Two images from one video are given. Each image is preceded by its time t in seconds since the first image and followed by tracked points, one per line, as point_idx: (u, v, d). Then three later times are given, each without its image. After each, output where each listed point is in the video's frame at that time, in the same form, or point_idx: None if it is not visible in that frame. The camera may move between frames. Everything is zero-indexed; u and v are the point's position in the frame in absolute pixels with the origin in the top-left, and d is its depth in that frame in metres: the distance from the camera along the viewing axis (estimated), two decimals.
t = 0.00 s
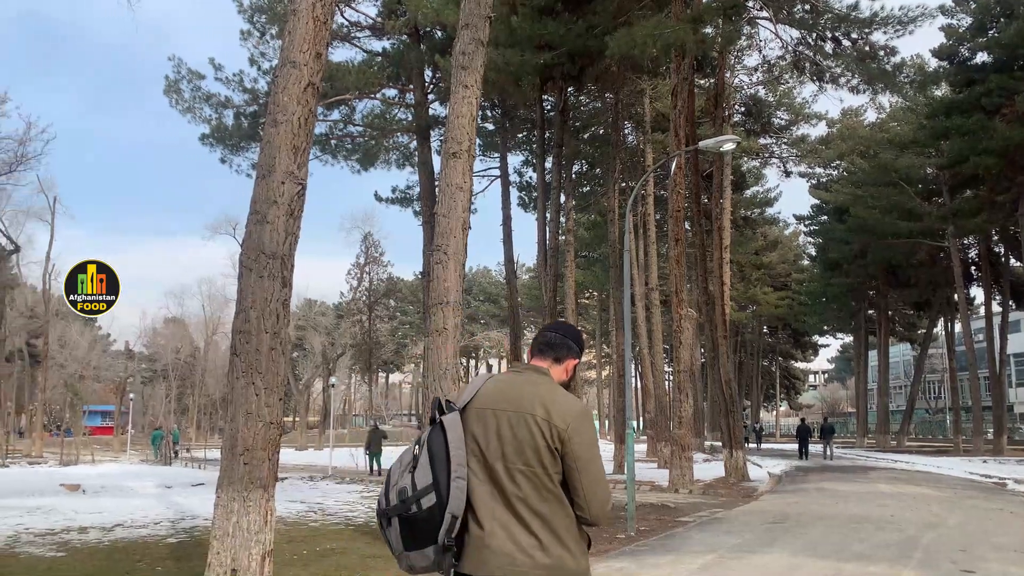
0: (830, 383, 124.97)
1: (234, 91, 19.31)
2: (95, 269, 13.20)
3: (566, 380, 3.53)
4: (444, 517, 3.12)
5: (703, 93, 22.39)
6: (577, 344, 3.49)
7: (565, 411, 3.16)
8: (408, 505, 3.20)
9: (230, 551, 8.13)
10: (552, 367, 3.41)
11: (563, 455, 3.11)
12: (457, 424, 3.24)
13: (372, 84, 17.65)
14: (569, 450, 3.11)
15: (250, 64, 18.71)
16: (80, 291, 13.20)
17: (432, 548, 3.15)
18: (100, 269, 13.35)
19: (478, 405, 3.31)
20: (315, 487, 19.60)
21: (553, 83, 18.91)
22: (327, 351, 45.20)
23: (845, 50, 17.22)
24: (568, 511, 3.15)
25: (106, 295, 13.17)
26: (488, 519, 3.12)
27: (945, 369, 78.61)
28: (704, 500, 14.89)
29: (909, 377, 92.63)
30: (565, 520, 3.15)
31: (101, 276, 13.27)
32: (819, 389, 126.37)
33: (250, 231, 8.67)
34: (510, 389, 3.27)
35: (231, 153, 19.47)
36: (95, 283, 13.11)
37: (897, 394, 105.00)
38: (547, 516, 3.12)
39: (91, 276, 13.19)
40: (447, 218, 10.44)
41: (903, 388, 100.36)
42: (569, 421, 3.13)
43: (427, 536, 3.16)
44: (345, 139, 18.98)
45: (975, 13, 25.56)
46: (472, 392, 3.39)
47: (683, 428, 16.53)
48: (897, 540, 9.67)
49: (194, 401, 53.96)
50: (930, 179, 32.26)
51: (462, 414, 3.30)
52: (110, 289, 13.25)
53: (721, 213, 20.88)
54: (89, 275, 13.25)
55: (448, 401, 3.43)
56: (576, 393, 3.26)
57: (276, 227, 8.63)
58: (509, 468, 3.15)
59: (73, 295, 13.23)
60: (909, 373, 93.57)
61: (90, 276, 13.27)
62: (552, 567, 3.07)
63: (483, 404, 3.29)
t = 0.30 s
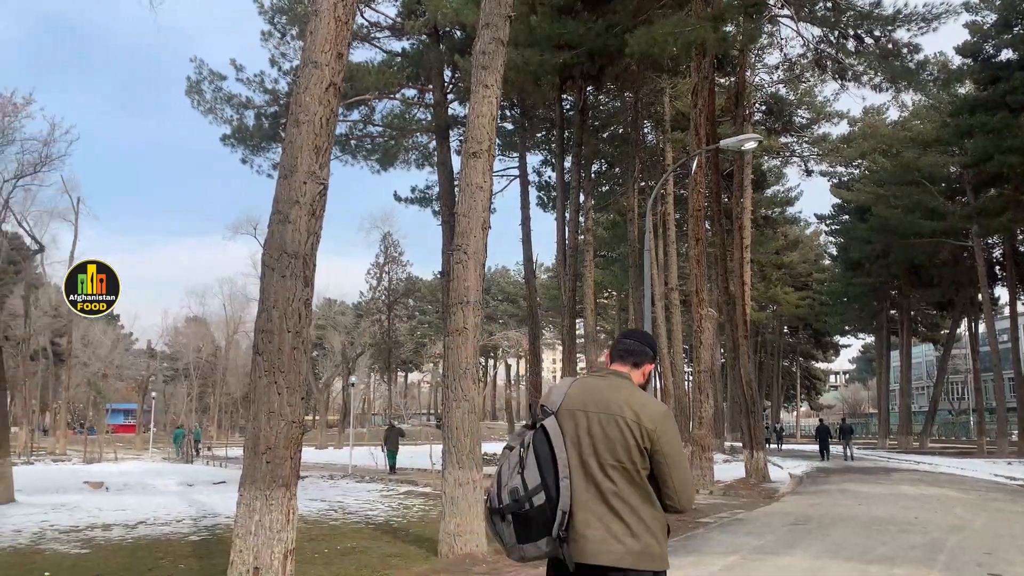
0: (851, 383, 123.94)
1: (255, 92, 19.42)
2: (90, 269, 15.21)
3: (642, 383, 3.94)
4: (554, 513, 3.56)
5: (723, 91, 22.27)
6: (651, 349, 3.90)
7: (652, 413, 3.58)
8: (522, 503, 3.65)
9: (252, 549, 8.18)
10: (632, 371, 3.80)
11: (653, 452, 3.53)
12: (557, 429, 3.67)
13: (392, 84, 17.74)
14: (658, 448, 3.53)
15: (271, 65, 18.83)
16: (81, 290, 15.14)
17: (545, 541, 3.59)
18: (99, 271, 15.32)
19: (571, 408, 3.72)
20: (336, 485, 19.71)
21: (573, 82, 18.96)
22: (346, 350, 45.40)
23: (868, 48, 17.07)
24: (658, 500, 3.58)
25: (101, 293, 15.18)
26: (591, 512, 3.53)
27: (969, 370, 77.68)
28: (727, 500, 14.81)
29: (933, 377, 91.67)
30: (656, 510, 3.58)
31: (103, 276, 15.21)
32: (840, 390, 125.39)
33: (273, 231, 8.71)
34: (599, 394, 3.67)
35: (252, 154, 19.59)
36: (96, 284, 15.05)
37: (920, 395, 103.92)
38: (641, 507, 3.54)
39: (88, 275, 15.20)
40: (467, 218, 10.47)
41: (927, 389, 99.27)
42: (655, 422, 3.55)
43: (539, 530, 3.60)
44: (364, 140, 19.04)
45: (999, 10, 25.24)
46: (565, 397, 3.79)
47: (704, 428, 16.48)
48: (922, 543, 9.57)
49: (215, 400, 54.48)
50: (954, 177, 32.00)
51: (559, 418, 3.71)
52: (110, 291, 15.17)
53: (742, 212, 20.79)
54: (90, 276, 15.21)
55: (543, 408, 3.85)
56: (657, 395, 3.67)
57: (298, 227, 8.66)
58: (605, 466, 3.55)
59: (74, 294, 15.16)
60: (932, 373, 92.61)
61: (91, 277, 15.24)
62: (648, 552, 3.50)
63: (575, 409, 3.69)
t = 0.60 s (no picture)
0: (872, 386, 123.05)
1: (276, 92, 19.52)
2: (92, 267, 15.55)
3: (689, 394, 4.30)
4: (627, 514, 3.80)
5: (744, 91, 22.16)
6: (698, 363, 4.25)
7: (709, 421, 3.91)
8: (595, 505, 3.85)
9: (274, 547, 8.21)
10: (684, 384, 4.15)
11: (710, 457, 3.86)
12: (625, 436, 3.95)
13: (412, 83, 17.82)
14: (717, 452, 3.86)
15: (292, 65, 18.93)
16: (81, 291, 15.45)
17: (617, 540, 3.80)
18: (99, 270, 15.59)
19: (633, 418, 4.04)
20: (356, 484, 19.77)
21: (594, 82, 19.04)
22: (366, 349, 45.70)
23: (892, 47, 16.96)
24: (712, 501, 3.90)
25: (106, 295, 15.53)
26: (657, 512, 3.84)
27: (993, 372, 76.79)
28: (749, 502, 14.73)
29: (956, 380, 90.74)
30: (712, 509, 3.90)
31: (102, 277, 15.50)
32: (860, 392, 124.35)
33: (295, 231, 8.75)
34: (659, 405, 3.99)
35: (273, 154, 19.70)
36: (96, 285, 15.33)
37: (943, 397, 102.96)
38: (700, 507, 3.85)
39: (90, 274, 15.49)
40: (488, 218, 10.50)
41: (950, 391, 98.22)
42: (712, 429, 3.89)
43: (612, 531, 3.81)
44: (384, 139, 19.10)
45: None
46: (625, 409, 4.11)
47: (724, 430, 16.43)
48: (947, 548, 9.46)
49: (235, 398, 54.95)
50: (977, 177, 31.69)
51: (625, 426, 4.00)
52: (111, 293, 15.54)
53: (763, 212, 20.74)
54: (90, 276, 15.48)
55: (606, 418, 4.12)
56: (710, 405, 4.01)
57: (320, 227, 8.70)
58: (669, 470, 3.86)
59: (74, 295, 15.47)
60: (955, 376, 91.67)
61: (91, 277, 15.52)
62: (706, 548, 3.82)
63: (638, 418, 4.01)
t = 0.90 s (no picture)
0: (892, 388, 122.12)
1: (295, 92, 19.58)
2: (91, 265, 16.33)
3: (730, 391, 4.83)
4: (664, 495, 4.42)
5: (764, 91, 22.06)
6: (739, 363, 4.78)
7: (744, 415, 4.44)
8: (636, 486, 4.48)
9: (292, 545, 8.24)
10: (725, 381, 4.69)
11: (745, 447, 4.40)
12: (666, 427, 4.54)
13: (430, 83, 17.86)
14: (749, 442, 4.40)
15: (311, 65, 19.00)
16: (81, 290, 16.22)
17: (655, 518, 4.44)
18: (99, 270, 16.39)
19: (675, 411, 4.63)
20: (373, 483, 19.81)
21: (612, 82, 18.92)
22: (382, 349, 45.86)
23: (914, 46, 16.83)
24: (748, 487, 4.44)
25: (106, 295, 16.24)
26: (693, 495, 4.42)
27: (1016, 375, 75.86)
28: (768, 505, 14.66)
29: (978, 382, 89.77)
30: (748, 493, 4.44)
31: (104, 275, 16.29)
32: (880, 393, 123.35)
33: (316, 230, 8.78)
34: (699, 400, 4.56)
35: (292, 154, 19.78)
36: (96, 284, 16.15)
37: (964, 400, 101.86)
38: (735, 491, 4.39)
39: (90, 273, 16.29)
40: (507, 218, 10.82)
41: (972, 394, 97.12)
42: (746, 421, 4.43)
43: (650, 509, 4.45)
44: (402, 139, 19.14)
45: None
46: (669, 403, 4.69)
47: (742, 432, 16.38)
48: (970, 552, 9.36)
49: (253, 396, 55.32)
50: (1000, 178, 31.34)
51: (666, 418, 4.61)
52: (112, 291, 16.26)
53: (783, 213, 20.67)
54: (90, 276, 16.27)
55: (652, 412, 4.72)
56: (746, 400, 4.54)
57: (340, 226, 8.72)
58: (705, 457, 4.43)
59: (74, 294, 16.22)
60: (977, 379, 90.66)
61: (90, 277, 16.31)
62: (740, 527, 4.36)
63: (680, 412, 4.58)
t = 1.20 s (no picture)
0: (910, 389, 121.29)
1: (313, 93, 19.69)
2: (93, 267, 16.42)
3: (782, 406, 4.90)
4: (713, 501, 4.57)
5: (782, 90, 22.00)
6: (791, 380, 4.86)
7: (793, 430, 4.52)
8: (687, 491, 4.66)
9: (310, 544, 8.27)
10: (776, 397, 4.78)
11: (792, 461, 4.48)
12: (717, 438, 4.67)
13: (447, 84, 17.91)
14: (796, 457, 4.48)
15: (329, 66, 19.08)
16: (81, 290, 16.31)
17: (705, 522, 4.59)
18: (100, 270, 16.50)
19: (724, 423, 4.76)
20: (390, 482, 19.87)
21: (629, 82, 18.85)
22: (399, 349, 46.09)
23: (934, 44, 16.74)
24: (795, 499, 4.52)
25: (108, 296, 16.38)
26: (742, 505, 4.54)
27: None
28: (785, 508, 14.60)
29: (999, 384, 88.98)
30: (796, 504, 4.52)
31: (103, 275, 16.38)
32: (898, 395, 122.44)
33: (335, 230, 8.82)
34: (749, 413, 4.67)
35: (309, 154, 19.89)
36: (97, 284, 16.24)
37: (985, 402, 100.98)
38: (782, 501, 4.50)
39: (91, 274, 16.40)
40: (523, 218, 11.03)
41: (993, 396, 96.21)
42: (795, 436, 4.50)
43: (700, 513, 4.60)
44: (419, 140, 19.22)
45: None
46: (721, 414, 4.81)
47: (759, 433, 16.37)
48: (992, 555, 9.28)
49: (270, 395, 55.71)
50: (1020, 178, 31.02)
51: (717, 429, 4.74)
52: (111, 291, 16.36)
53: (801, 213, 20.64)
54: (90, 276, 16.37)
55: (704, 422, 4.86)
56: (796, 415, 4.61)
57: (359, 226, 8.75)
58: (753, 468, 4.53)
59: (75, 294, 16.34)
60: (998, 381, 89.87)
61: (91, 276, 16.40)
62: (787, 536, 4.46)
63: (731, 424, 4.69)
